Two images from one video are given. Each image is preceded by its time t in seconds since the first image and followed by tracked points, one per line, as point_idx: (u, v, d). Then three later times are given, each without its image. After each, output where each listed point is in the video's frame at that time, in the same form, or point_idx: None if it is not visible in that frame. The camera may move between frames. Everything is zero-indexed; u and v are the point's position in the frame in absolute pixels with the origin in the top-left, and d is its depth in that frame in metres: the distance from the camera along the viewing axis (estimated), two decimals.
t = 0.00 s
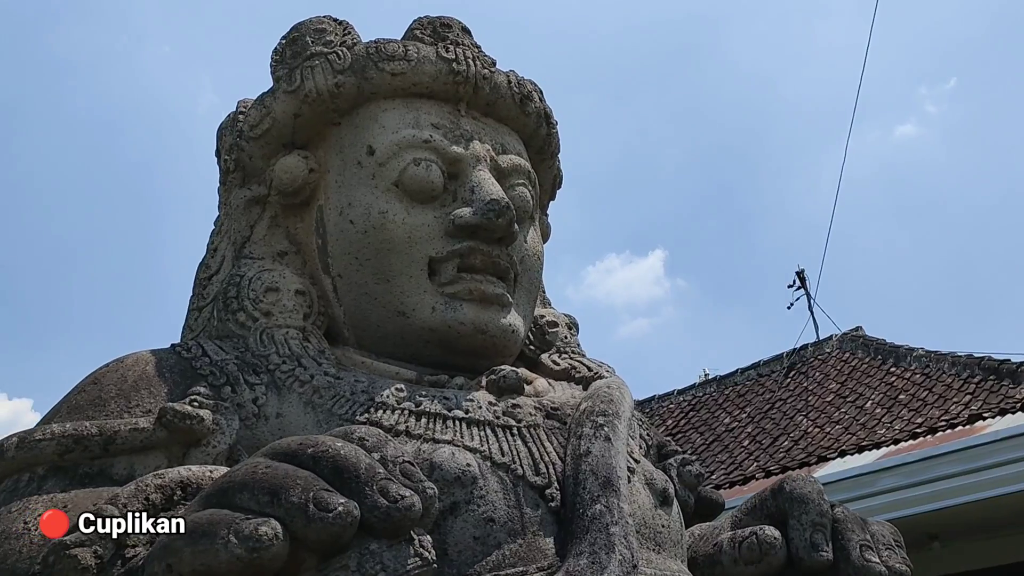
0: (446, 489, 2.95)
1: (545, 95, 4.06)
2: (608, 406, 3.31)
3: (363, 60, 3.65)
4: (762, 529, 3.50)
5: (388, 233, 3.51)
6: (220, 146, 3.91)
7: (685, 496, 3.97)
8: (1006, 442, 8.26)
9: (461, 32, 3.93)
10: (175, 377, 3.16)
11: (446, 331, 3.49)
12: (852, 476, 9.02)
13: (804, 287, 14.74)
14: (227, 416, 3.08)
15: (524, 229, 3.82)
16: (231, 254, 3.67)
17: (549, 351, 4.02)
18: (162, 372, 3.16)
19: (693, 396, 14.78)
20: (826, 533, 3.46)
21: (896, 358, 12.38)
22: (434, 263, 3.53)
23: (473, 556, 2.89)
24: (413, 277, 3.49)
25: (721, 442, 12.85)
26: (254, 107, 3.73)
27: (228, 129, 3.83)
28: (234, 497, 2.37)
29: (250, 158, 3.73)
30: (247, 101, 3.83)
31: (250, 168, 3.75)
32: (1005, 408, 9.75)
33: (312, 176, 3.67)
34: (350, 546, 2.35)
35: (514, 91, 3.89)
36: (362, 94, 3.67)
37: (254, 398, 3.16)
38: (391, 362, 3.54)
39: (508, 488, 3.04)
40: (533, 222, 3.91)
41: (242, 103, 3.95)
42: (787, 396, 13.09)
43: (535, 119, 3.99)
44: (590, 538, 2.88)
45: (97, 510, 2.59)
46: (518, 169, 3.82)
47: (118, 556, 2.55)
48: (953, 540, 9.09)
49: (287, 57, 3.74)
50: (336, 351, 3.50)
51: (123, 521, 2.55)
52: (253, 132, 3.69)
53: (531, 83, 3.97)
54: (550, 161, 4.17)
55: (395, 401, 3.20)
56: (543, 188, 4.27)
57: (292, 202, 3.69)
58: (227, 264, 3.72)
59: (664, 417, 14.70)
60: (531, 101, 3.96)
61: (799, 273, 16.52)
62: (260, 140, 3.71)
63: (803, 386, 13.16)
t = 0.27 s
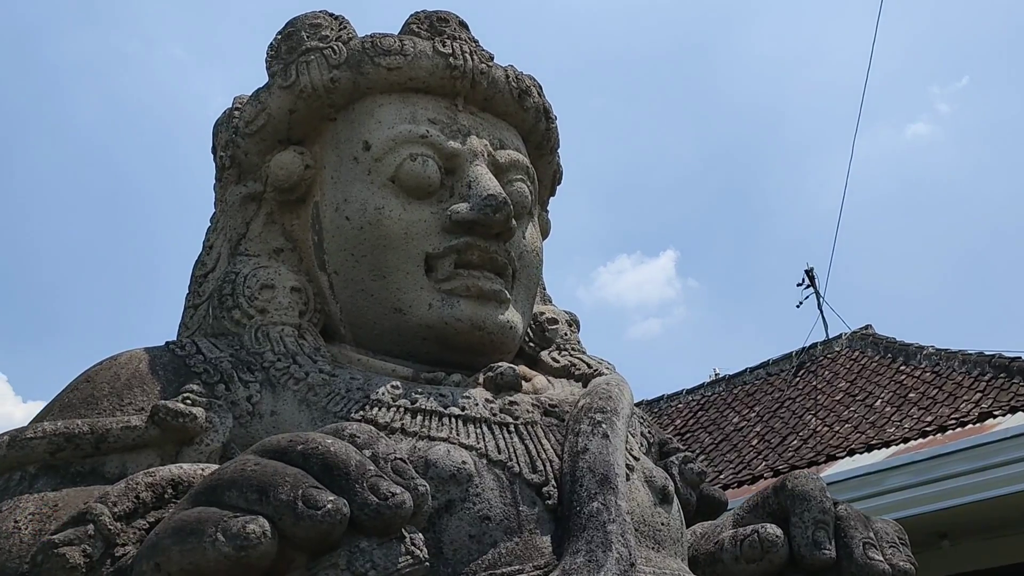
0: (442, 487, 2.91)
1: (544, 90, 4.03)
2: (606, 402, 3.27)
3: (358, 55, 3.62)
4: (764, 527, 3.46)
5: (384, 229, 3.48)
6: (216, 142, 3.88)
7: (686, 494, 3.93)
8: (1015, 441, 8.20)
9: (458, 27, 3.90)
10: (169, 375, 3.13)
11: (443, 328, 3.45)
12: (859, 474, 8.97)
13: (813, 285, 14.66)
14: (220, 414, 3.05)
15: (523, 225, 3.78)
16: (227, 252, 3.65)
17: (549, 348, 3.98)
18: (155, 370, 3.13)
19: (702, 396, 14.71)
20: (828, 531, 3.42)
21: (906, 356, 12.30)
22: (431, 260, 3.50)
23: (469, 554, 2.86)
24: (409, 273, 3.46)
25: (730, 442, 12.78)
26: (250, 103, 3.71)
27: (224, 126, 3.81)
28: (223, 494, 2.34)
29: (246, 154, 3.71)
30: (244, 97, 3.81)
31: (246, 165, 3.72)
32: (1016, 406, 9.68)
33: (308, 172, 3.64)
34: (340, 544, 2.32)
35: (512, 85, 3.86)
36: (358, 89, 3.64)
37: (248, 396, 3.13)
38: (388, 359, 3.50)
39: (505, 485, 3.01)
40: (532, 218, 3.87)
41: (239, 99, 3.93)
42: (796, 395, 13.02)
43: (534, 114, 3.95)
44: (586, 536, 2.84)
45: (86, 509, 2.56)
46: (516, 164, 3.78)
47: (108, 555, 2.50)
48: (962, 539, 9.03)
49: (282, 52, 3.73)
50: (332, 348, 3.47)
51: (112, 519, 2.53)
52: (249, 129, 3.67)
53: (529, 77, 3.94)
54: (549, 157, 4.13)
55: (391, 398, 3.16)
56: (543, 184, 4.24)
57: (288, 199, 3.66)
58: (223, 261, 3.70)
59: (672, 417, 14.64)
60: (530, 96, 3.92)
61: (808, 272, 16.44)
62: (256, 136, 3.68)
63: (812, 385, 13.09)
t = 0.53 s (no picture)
0: (435, 491, 2.87)
1: (540, 92, 3.99)
2: (602, 406, 3.22)
3: (352, 57, 3.59)
4: (763, 533, 3.41)
5: (378, 231, 3.45)
6: (209, 145, 3.85)
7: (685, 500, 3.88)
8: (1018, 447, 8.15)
9: (453, 29, 3.87)
10: (159, 379, 3.09)
11: (438, 331, 3.42)
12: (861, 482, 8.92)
13: (815, 293, 14.60)
14: (211, 418, 3.01)
15: (518, 228, 3.74)
16: (220, 256, 3.61)
17: (545, 352, 3.94)
18: (145, 374, 3.09)
19: (704, 404, 14.65)
20: (828, 537, 3.39)
21: (909, 363, 12.24)
22: (425, 262, 3.46)
23: (462, 560, 2.82)
24: (403, 276, 3.42)
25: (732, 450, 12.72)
26: (243, 105, 3.67)
27: (217, 129, 3.78)
28: (210, 498, 2.29)
29: (239, 157, 3.67)
30: (237, 100, 3.77)
31: (239, 168, 3.69)
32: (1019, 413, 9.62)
33: (301, 175, 3.61)
34: (329, 548, 2.28)
35: (508, 87, 3.83)
36: (352, 91, 3.61)
37: (239, 400, 3.10)
38: (382, 363, 3.46)
39: (499, 490, 2.96)
40: (527, 220, 3.83)
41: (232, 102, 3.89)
42: (798, 402, 12.96)
43: (530, 116, 3.92)
44: (582, 541, 2.80)
45: (72, 514, 2.52)
46: (511, 167, 3.75)
47: (94, 560, 2.47)
48: (966, 548, 8.95)
49: (275, 54, 3.69)
50: (325, 352, 3.43)
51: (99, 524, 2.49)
52: (241, 131, 3.64)
53: (525, 79, 3.90)
54: (545, 159, 4.10)
55: (384, 402, 3.12)
56: (539, 187, 4.20)
57: (281, 201, 3.63)
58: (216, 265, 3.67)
59: (674, 426, 14.57)
60: (525, 98, 3.89)
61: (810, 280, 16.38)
62: (249, 139, 3.65)
63: (815, 392, 13.03)
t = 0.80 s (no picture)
0: (433, 508, 2.83)
1: (541, 106, 3.96)
2: (603, 422, 3.18)
3: (351, 70, 3.57)
4: (767, 551, 3.35)
5: (377, 245, 3.41)
6: (208, 159, 3.82)
7: (689, 518, 3.83)
8: None
9: (453, 42, 3.85)
10: (154, 394, 3.05)
11: (437, 346, 3.38)
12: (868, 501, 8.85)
13: (821, 311, 14.54)
14: (206, 433, 2.97)
15: (519, 242, 3.71)
16: (217, 270, 3.58)
17: (547, 368, 3.90)
18: (140, 390, 3.05)
19: (710, 423, 14.56)
20: (834, 556, 3.32)
21: (916, 382, 12.16)
22: (424, 276, 3.43)
23: None
24: (402, 291, 3.38)
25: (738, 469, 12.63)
26: (242, 119, 3.65)
27: (216, 142, 3.75)
28: (202, 514, 2.25)
29: (237, 170, 3.64)
30: (236, 113, 3.75)
31: (237, 181, 3.66)
32: None
33: (300, 188, 3.58)
34: (322, 566, 2.23)
35: (508, 100, 3.80)
36: (351, 104, 3.58)
37: (235, 415, 3.06)
38: (381, 378, 3.42)
39: (498, 507, 2.92)
40: (528, 234, 3.80)
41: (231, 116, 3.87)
42: (805, 421, 12.88)
43: (531, 129, 3.89)
44: (582, 559, 2.75)
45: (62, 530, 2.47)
46: (512, 180, 3.71)
47: None
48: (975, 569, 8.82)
49: (274, 68, 3.67)
50: (323, 367, 3.39)
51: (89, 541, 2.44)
52: (240, 145, 3.62)
53: (525, 93, 3.88)
54: (547, 173, 4.06)
55: (382, 417, 3.08)
56: (540, 202, 4.17)
57: (280, 215, 3.60)
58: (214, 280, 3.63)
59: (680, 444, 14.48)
60: (526, 111, 3.86)
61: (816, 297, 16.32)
62: (247, 152, 3.62)
63: (821, 411, 12.95)
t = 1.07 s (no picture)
0: (428, 522, 2.77)
1: (542, 115, 3.92)
2: (603, 434, 3.12)
3: (348, 78, 3.53)
4: (771, 567, 3.28)
5: (374, 255, 3.37)
6: (204, 169, 3.78)
7: (692, 533, 3.76)
8: None
9: (453, 50, 3.81)
10: (146, 406, 3.00)
11: (434, 357, 3.33)
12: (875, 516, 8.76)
13: (828, 325, 14.45)
14: (198, 446, 2.91)
15: (519, 252, 3.66)
16: (213, 280, 3.53)
17: (547, 380, 3.84)
18: (132, 401, 3.00)
19: (716, 437, 14.47)
20: (839, 571, 3.25)
21: (924, 396, 12.06)
22: (422, 286, 3.38)
23: None
24: (399, 301, 3.34)
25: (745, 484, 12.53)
26: (238, 127, 3.61)
27: (212, 151, 3.71)
28: (189, 528, 2.20)
29: (234, 179, 3.60)
30: (232, 122, 3.71)
31: (234, 191, 3.62)
32: None
33: (297, 198, 3.54)
34: None
35: (508, 109, 3.76)
36: (348, 112, 3.54)
37: (228, 427, 3.00)
38: (378, 390, 3.37)
39: (495, 521, 2.86)
40: (528, 244, 3.75)
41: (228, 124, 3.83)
42: (812, 435, 12.78)
43: (531, 138, 3.84)
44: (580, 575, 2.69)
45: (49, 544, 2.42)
46: (511, 189, 3.67)
47: None
48: None
49: (272, 76, 3.63)
50: (319, 379, 3.34)
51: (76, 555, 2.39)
52: (236, 153, 3.58)
53: (526, 101, 3.83)
54: (548, 183, 4.02)
55: (378, 429, 3.03)
56: (541, 212, 4.12)
57: (276, 225, 3.55)
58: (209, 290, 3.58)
59: (686, 459, 14.38)
60: (526, 120, 3.82)
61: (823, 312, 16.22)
62: (244, 161, 3.58)
63: (829, 425, 12.85)
